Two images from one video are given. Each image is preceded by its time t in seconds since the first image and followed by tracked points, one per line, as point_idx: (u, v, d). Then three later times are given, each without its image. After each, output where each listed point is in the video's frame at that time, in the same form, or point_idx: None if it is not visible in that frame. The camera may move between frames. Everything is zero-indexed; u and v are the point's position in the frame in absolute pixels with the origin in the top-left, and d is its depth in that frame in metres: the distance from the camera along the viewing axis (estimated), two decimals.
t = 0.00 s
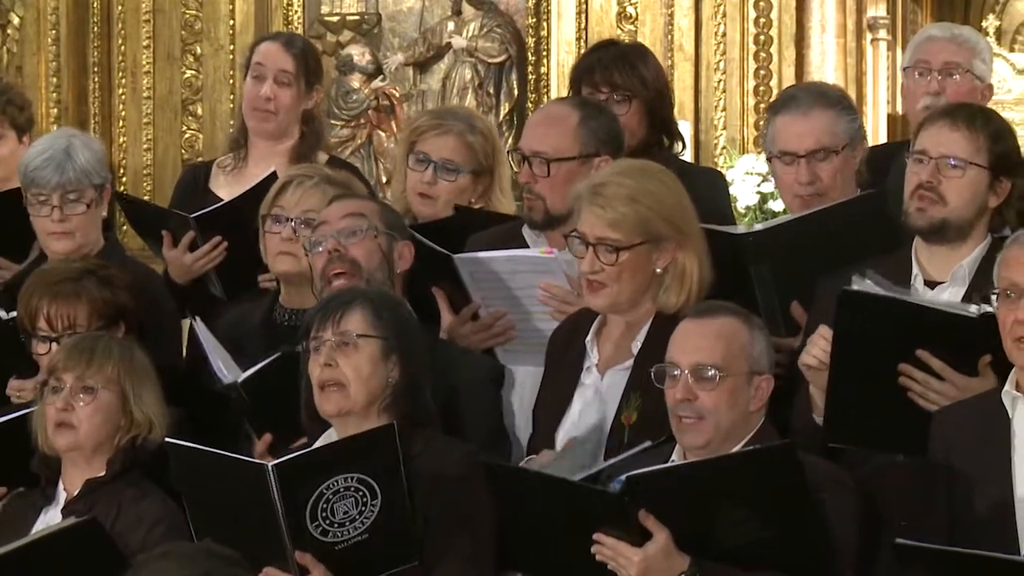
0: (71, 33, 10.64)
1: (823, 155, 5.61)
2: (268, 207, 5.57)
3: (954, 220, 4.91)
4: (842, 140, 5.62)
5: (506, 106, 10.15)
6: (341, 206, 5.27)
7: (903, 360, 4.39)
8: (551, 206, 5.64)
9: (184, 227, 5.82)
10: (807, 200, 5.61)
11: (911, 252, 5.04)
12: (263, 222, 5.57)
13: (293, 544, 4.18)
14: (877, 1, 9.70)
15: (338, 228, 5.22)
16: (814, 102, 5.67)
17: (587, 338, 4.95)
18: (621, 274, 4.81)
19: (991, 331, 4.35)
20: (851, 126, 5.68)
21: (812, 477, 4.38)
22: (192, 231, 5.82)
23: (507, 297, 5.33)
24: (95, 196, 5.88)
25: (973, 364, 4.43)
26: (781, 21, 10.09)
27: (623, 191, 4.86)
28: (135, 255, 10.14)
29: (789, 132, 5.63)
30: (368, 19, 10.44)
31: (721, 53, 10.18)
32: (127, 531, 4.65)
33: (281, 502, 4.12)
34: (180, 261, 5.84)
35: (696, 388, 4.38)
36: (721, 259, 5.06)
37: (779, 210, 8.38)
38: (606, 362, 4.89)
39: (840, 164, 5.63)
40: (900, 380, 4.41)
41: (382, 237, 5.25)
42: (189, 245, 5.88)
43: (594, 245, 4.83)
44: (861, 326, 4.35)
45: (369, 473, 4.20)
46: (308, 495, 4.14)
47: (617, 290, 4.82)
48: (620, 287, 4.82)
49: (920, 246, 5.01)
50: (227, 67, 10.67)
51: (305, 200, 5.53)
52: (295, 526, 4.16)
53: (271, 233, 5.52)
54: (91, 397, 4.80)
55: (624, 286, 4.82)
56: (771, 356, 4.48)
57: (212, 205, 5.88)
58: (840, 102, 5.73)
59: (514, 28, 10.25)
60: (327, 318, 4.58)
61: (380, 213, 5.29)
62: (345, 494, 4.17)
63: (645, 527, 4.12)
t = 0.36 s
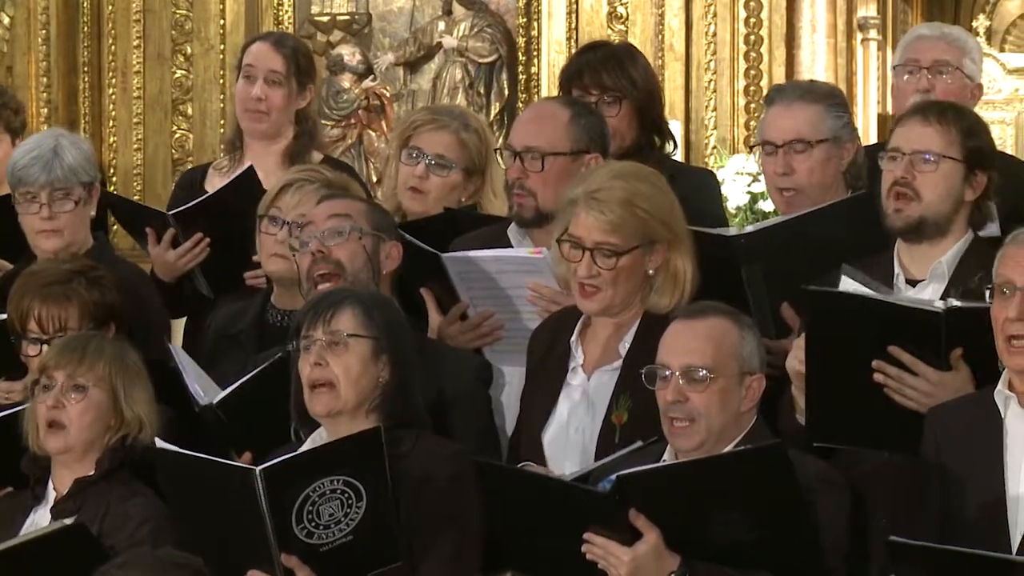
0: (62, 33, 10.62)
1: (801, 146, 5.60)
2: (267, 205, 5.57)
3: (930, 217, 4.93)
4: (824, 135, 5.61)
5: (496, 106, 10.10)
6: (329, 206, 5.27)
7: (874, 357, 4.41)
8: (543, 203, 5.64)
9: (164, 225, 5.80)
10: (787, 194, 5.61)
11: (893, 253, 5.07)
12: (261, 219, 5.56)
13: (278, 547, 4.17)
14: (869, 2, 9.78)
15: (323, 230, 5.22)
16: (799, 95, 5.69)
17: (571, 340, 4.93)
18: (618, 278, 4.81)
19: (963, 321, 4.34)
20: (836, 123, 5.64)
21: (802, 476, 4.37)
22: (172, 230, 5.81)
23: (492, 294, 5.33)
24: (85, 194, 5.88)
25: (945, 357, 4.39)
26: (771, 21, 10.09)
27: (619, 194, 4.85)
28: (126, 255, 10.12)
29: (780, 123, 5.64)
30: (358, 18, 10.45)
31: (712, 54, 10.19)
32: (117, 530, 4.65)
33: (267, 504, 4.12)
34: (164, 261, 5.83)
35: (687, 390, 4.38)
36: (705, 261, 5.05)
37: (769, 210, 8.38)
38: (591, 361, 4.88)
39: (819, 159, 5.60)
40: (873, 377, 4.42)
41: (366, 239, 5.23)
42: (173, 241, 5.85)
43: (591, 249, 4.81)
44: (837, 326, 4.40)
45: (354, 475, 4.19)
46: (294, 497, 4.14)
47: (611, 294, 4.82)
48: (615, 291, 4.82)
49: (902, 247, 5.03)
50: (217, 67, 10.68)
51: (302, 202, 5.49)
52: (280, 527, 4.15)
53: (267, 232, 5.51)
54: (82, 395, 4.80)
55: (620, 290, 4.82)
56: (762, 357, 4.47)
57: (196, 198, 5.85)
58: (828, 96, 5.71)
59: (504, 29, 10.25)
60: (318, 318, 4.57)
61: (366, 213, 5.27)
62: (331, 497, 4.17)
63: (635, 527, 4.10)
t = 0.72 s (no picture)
0: (49, 32, 10.62)
1: (785, 145, 5.60)
2: (240, 201, 5.52)
3: (912, 215, 4.92)
4: (809, 135, 5.60)
5: (484, 106, 10.14)
6: (315, 202, 5.25)
7: (854, 359, 4.47)
8: (534, 195, 5.63)
9: (142, 213, 5.85)
10: (771, 191, 5.62)
11: (880, 256, 5.04)
12: (234, 215, 5.52)
13: (256, 535, 4.18)
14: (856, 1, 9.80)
15: (308, 226, 5.20)
16: (786, 94, 5.68)
17: (556, 338, 4.94)
18: (603, 279, 4.81)
19: (943, 322, 4.41)
20: (822, 124, 5.63)
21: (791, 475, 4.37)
22: (151, 217, 5.85)
23: (474, 291, 5.35)
24: (77, 191, 5.88)
25: (924, 354, 4.44)
26: (759, 21, 10.11)
27: (604, 195, 4.84)
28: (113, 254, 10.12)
29: (766, 122, 5.64)
30: (346, 18, 10.47)
31: (699, 53, 10.21)
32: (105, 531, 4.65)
33: (247, 495, 4.12)
34: (144, 251, 5.87)
35: (676, 391, 4.36)
36: (690, 262, 5.04)
37: (757, 210, 8.37)
38: (575, 360, 4.87)
39: (804, 158, 5.59)
40: (856, 378, 4.48)
41: (354, 234, 5.23)
42: (150, 229, 5.90)
43: (577, 250, 4.81)
44: (821, 323, 4.44)
45: (333, 464, 4.20)
46: (273, 487, 4.14)
47: (597, 295, 4.82)
48: (601, 292, 4.82)
49: (889, 248, 5.01)
50: (205, 67, 10.68)
51: (277, 197, 5.48)
52: (259, 518, 4.15)
53: (241, 225, 5.47)
54: (72, 395, 4.80)
55: (605, 291, 4.82)
56: (749, 357, 4.47)
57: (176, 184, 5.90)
58: (815, 97, 5.71)
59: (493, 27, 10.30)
60: (306, 318, 4.57)
61: (352, 210, 5.27)
62: (308, 485, 4.17)
63: (622, 526, 4.10)
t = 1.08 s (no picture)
0: (32, 32, 10.61)
1: (768, 153, 5.60)
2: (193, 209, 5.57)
3: (898, 221, 4.96)
4: (792, 141, 5.60)
5: (467, 104, 10.18)
6: (305, 205, 5.28)
7: (828, 363, 4.51)
8: (515, 194, 5.63)
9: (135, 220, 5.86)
10: (757, 198, 5.65)
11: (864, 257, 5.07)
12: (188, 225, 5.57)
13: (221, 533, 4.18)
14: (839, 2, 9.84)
15: (301, 227, 5.22)
16: (767, 101, 5.67)
17: (543, 338, 4.93)
18: (591, 279, 4.81)
19: (913, 334, 4.44)
20: (804, 127, 5.63)
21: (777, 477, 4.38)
22: (143, 225, 5.86)
23: (453, 301, 5.34)
24: (65, 195, 5.93)
25: (894, 359, 4.47)
26: (743, 21, 10.18)
27: (591, 194, 4.84)
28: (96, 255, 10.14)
29: (748, 128, 5.64)
30: (329, 17, 10.44)
31: (682, 53, 10.23)
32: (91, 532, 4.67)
33: (209, 495, 4.10)
34: (138, 257, 5.89)
35: (660, 390, 4.35)
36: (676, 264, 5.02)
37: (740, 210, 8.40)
38: (562, 361, 4.88)
39: (786, 165, 5.60)
40: (829, 382, 4.51)
41: (345, 237, 5.25)
42: (144, 238, 5.93)
43: (564, 250, 4.80)
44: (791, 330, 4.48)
45: (301, 464, 4.16)
46: (237, 485, 4.11)
47: (583, 296, 4.82)
48: (588, 292, 4.82)
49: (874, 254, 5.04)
50: (188, 67, 10.71)
51: (231, 202, 5.53)
52: (223, 518, 4.15)
53: (197, 235, 5.52)
54: (57, 401, 4.80)
55: (592, 291, 4.82)
56: (733, 357, 4.45)
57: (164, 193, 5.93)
58: (795, 98, 5.71)
59: (476, 27, 10.33)
60: (296, 320, 4.56)
61: (344, 213, 5.29)
62: (274, 484, 4.14)
63: (604, 530, 4.06)
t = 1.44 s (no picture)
0: (16, 33, 10.61)
1: (757, 138, 5.61)
2: (163, 208, 5.56)
3: (892, 221, 4.97)
4: (781, 128, 5.61)
5: (452, 105, 10.20)
6: (288, 204, 5.29)
7: (795, 348, 4.52)
8: (498, 195, 5.63)
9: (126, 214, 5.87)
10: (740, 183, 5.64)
11: (854, 258, 5.08)
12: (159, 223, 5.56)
13: (199, 525, 4.18)
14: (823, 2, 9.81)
15: (285, 226, 5.24)
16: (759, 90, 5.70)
17: (537, 339, 4.94)
18: (583, 276, 4.81)
19: (876, 319, 4.41)
20: (794, 120, 5.65)
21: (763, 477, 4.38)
22: (134, 220, 5.87)
23: (435, 302, 5.26)
24: (42, 192, 5.95)
25: (859, 342, 4.46)
26: (727, 22, 10.19)
27: (585, 191, 4.85)
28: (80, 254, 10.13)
29: (738, 115, 5.66)
30: (313, 18, 10.47)
31: (667, 53, 10.27)
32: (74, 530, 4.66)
33: (186, 489, 4.12)
34: (127, 254, 5.90)
35: (649, 393, 4.34)
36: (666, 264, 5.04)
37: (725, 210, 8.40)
38: (557, 362, 4.87)
39: (775, 151, 5.61)
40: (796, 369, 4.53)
41: (329, 236, 5.27)
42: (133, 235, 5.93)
43: (558, 246, 4.81)
44: (757, 319, 4.51)
45: (279, 461, 4.16)
46: (215, 478, 4.13)
47: (577, 294, 4.82)
48: (581, 290, 4.82)
49: (863, 252, 5.05)
50: (172, 66, 10.71)
51: (199, 199, 5.53)
52: (202, 511, 4.16)
53: (168, 233, 5.52)
54: (46, 399, 4.81)
55: (585, 289, 4.82)
56: (719, 357, 4.43)
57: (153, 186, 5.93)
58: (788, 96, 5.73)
59: (461, 27, 10.36)
60: (286, 321, 4.57)
61: (328, 212, 5.31)
62: (253, 481, 4.15)
63: (571, 541, 4.03)
